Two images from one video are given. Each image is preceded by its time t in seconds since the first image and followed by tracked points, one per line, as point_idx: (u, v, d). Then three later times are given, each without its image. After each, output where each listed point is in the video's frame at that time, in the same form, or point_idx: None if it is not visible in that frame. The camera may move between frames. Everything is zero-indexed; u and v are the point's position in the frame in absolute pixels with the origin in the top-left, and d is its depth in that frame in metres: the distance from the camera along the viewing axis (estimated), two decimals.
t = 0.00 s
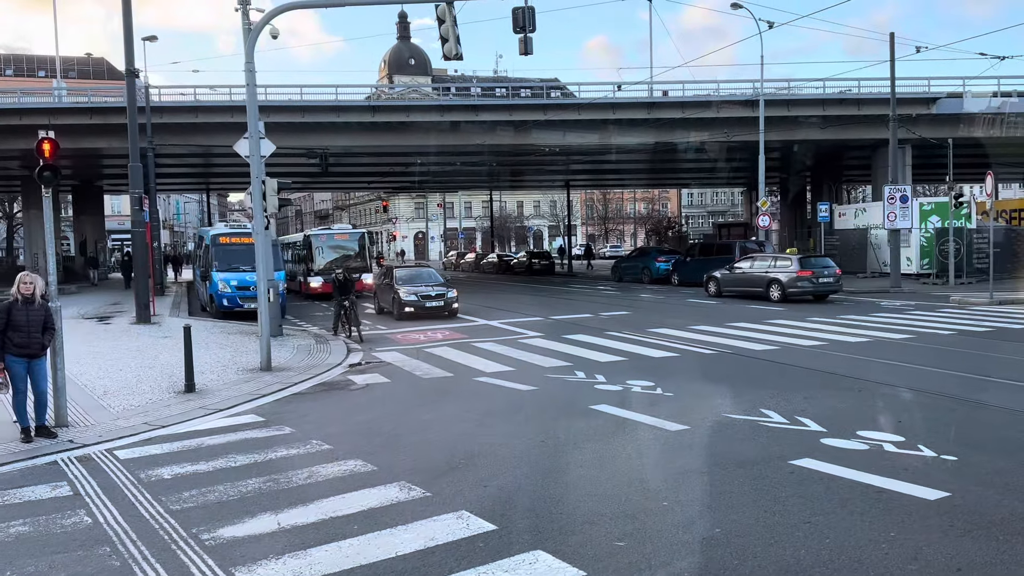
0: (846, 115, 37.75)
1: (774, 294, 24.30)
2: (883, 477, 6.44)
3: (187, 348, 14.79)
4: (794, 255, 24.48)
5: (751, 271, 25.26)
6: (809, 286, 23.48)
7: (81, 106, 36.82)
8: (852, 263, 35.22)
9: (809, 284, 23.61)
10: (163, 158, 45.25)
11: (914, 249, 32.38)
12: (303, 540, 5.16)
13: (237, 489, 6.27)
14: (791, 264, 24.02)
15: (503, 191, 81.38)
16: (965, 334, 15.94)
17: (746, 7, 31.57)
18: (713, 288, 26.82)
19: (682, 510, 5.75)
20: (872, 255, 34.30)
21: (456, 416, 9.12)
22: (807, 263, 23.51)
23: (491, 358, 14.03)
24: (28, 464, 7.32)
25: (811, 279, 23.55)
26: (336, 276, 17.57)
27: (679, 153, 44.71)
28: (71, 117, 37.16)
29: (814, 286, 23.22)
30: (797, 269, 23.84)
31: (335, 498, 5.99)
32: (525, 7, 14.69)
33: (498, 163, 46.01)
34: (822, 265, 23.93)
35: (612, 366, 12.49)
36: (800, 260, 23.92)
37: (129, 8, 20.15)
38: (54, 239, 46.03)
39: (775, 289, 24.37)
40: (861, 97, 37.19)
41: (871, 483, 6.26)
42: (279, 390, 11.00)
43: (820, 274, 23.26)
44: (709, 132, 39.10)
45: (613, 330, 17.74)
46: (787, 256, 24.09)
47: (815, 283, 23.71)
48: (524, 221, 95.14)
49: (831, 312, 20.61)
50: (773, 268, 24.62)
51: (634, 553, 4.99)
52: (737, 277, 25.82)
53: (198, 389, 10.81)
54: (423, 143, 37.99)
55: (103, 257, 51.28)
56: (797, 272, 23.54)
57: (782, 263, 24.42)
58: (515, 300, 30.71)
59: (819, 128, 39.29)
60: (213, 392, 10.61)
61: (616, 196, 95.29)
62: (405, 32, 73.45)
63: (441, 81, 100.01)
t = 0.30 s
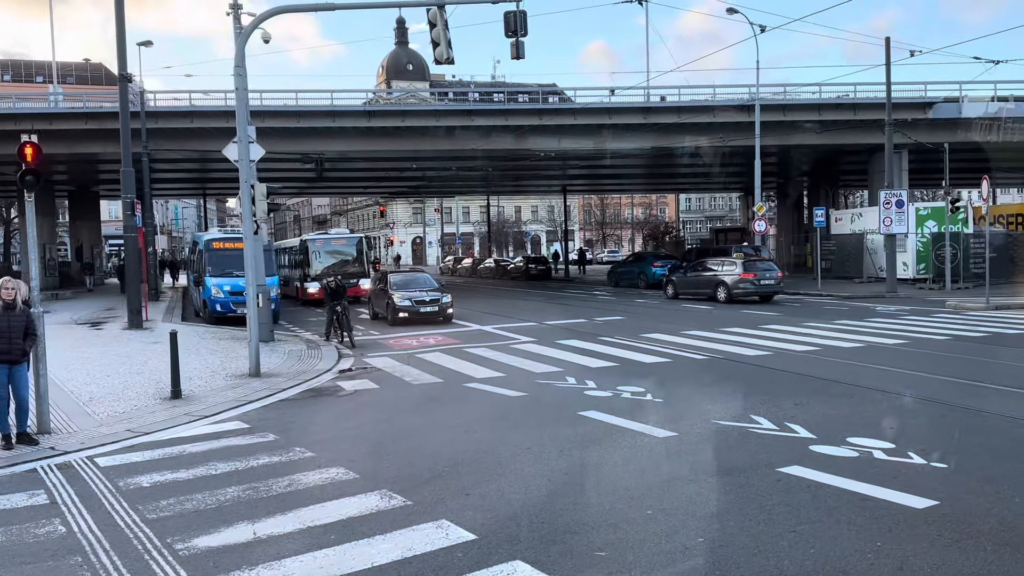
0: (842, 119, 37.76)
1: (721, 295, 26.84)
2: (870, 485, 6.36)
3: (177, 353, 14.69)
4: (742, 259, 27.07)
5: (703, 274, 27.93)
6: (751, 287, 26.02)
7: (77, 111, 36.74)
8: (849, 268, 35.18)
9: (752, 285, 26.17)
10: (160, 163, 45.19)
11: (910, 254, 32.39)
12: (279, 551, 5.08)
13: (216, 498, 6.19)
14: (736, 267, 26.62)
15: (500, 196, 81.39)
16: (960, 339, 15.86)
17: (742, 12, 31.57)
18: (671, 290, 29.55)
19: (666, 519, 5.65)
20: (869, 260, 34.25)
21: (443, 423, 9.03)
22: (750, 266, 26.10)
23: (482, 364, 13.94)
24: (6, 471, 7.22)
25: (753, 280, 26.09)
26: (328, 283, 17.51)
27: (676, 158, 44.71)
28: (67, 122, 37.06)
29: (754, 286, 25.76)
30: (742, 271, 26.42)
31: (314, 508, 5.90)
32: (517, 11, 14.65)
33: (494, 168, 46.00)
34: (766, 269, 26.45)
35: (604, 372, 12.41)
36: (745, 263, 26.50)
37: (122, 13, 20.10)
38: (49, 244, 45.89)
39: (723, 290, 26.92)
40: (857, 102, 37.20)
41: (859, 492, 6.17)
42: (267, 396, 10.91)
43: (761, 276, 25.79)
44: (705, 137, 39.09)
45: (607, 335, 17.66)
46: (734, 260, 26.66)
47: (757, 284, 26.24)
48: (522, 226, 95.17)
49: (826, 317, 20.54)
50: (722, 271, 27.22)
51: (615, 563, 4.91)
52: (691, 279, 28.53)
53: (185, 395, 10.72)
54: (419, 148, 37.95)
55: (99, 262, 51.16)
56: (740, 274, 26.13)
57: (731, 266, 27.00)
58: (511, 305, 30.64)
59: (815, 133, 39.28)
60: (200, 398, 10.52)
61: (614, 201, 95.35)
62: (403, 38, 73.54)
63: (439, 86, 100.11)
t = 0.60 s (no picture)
0: (839, 123, 37.74)
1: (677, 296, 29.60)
2: (860, 492, 6.25)
3: (167, 359, 14.58)
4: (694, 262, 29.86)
5: (661, 276, 30.77)
6: (703, 287, 28.82)
7: (73, 117, 36.66)
8: (847, 272, 35.10)
9: (704, 286, 28.96)
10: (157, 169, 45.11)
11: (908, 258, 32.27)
12: (253, 561, 4.98)
13: (195, 506, 6.09)
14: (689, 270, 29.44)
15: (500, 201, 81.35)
16: (957, 343, 15.74)
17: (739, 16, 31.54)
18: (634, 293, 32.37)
19: (649, 527, 5.56)
20: (866, 264, 34.15)
21: (431, 429, 8.93)
22: (701, 269, 28.90)
23: (475, 369, 13.85)
24: None
25: (704, 281, 28.89)
26: (322, 288, 17.44)
27: (674, 162, 44.67)
28: (63, 127, 37.00)
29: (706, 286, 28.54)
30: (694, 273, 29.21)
31: (292, 517, 5.80)
32: (509, 15, 14.59)
33: (492, 172, 45.94)
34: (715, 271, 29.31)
35: (596, 377, 12.32)
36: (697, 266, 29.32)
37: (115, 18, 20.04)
38: (47, 250, 45.82)
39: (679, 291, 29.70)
40: (854, 106, 37.17)
41: (848, 499, 6.08)
42: (255, 403, 10.81)
43: (710, 278, 28.59)
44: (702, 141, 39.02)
45: (602, 340, 17.57)
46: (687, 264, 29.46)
47: (708, 285, 29.03)
48: (521, 230, 95.15)
49: (823, 321, 20.44)
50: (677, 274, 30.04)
51: (595, 573, 4.81)
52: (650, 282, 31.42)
53: (172, 401, 10.61)
54: (417, 152, 37.91)
55: (97, 268, 51.08)
56: (693, 276, 28.93)
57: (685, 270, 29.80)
58: (508, 309, 30.57)
59: (813, 137, 39.24)
60: (187, 405, 10.42)
61: (613, 205, 95.33)
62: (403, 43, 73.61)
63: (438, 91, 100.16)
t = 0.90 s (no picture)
0: (838, 124, 37.60)
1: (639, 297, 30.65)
2: (847, 499, 6.13)
3: (156, 364, 14.47)
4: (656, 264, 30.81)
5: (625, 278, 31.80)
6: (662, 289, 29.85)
7: (70, 122, 36.61)
8: (847, 273, 34.91)
9: (663, 288, 29.99)
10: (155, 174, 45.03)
11: (908, 259, 32.08)
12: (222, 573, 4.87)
13: (169, 516, 5.99)
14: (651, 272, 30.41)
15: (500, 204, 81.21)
16: (955, 346, 15.57)
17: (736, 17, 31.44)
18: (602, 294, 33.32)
19: (629, 536, 5.44)
20: (866, 265, 33.98)
21: (417, 435, 8.81)
22: (660, 272, 29.91)
23: (466, 373, 13.72)
24: None
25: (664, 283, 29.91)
26: (315, 293, 17.42)
27: (673, 164, 44.55)
28: (60, 132, 36.95)
29: (665, 288, 29.57)
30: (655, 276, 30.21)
31: (266, 527, 5.69)
32: (501, 16, 14.50)
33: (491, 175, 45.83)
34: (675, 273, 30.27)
35: (588, 381, 12.19)
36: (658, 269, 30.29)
37: (108, 22, 19.96)
38: (46, 255, 45.79)
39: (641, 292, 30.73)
40: (853, 107, 37.04)
41: (835, 505, 5.96)
42: (242, 409, 10.69)
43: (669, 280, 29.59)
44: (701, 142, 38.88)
45: (597, 343, 17.42)
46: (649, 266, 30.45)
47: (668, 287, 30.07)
48: (522, 233, 95.04)
49: (820, 324, 20.27)
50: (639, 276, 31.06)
51: None
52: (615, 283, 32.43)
53: (158, 408, 10.50)
54: (414, 156, 37.80)
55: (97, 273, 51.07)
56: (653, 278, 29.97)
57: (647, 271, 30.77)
58: (506, 313, 30.44)
59: (812, 138, 39.10)
60: (172, 412, 10.31)
61: (614, 207, 95.16)
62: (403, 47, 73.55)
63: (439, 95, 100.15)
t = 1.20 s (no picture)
0: (839, 123, 37.41)
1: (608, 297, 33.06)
2: (836, 505, 5.98)
3: (148, 370, 14.34)
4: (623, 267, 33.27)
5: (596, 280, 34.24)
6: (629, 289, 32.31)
7: (69, 128, 36.55)
8: (849, 273, 34.70)
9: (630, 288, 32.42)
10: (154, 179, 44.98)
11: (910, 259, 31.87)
12: None
13: (142, 527, 5.86)
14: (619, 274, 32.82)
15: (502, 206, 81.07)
16: (954, 346, 15.39)
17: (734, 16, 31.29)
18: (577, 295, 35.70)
19: (609, 546, 5.30)
20: (868, 265, 33.78)
21: (402, 442, 8.67)
22: (626, 273, 32.34)
23: (459, 377, 13.57)
24: None
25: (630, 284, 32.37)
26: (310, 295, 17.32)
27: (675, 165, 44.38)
28: (59, 138, 36.90)
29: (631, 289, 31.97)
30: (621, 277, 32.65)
31: (239, 538, 5.55)
32: (492, 17, 14.39)
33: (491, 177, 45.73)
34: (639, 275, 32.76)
35: (581, 384, 12.03)
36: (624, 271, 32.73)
37: (101, 26, 19.88)
38: (47, 261, 45.76)
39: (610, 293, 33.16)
40: (854, 106, 36.85)
41: (823, 513, 5.81)
42: (229, 415, 10.57)
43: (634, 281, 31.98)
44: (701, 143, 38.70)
45: (593, 346, 17.26)
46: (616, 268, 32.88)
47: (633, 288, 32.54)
48: (524, 235, 94.97)
49: (820, 324, 20.10)
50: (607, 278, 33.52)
51: None
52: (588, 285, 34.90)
53: (144, 415, 10.38)
54: (413, 159, 37.70)
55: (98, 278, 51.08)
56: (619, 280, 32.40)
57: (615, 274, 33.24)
58: (505, 315, 30.32)
59: (813, 138, 38.90)
60: (159, 418, 10.18)
61: (617, 209, 95.03)
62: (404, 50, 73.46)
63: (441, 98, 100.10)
